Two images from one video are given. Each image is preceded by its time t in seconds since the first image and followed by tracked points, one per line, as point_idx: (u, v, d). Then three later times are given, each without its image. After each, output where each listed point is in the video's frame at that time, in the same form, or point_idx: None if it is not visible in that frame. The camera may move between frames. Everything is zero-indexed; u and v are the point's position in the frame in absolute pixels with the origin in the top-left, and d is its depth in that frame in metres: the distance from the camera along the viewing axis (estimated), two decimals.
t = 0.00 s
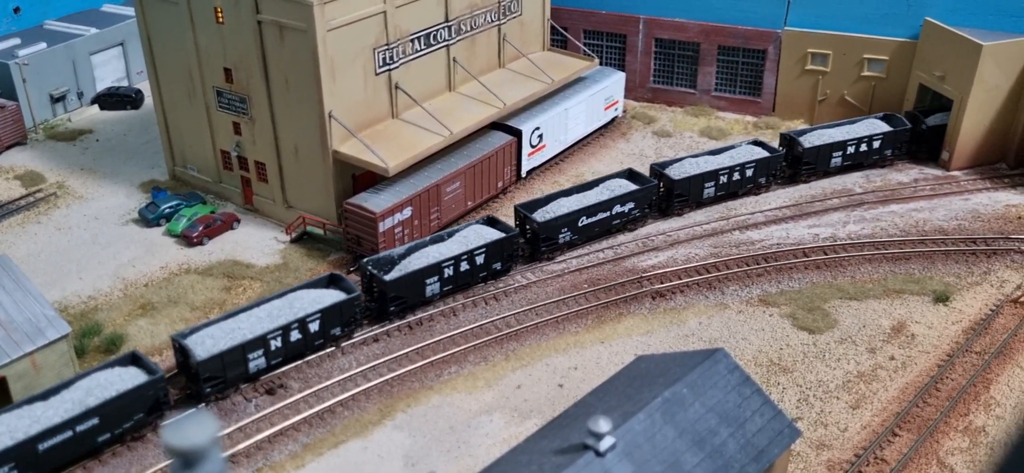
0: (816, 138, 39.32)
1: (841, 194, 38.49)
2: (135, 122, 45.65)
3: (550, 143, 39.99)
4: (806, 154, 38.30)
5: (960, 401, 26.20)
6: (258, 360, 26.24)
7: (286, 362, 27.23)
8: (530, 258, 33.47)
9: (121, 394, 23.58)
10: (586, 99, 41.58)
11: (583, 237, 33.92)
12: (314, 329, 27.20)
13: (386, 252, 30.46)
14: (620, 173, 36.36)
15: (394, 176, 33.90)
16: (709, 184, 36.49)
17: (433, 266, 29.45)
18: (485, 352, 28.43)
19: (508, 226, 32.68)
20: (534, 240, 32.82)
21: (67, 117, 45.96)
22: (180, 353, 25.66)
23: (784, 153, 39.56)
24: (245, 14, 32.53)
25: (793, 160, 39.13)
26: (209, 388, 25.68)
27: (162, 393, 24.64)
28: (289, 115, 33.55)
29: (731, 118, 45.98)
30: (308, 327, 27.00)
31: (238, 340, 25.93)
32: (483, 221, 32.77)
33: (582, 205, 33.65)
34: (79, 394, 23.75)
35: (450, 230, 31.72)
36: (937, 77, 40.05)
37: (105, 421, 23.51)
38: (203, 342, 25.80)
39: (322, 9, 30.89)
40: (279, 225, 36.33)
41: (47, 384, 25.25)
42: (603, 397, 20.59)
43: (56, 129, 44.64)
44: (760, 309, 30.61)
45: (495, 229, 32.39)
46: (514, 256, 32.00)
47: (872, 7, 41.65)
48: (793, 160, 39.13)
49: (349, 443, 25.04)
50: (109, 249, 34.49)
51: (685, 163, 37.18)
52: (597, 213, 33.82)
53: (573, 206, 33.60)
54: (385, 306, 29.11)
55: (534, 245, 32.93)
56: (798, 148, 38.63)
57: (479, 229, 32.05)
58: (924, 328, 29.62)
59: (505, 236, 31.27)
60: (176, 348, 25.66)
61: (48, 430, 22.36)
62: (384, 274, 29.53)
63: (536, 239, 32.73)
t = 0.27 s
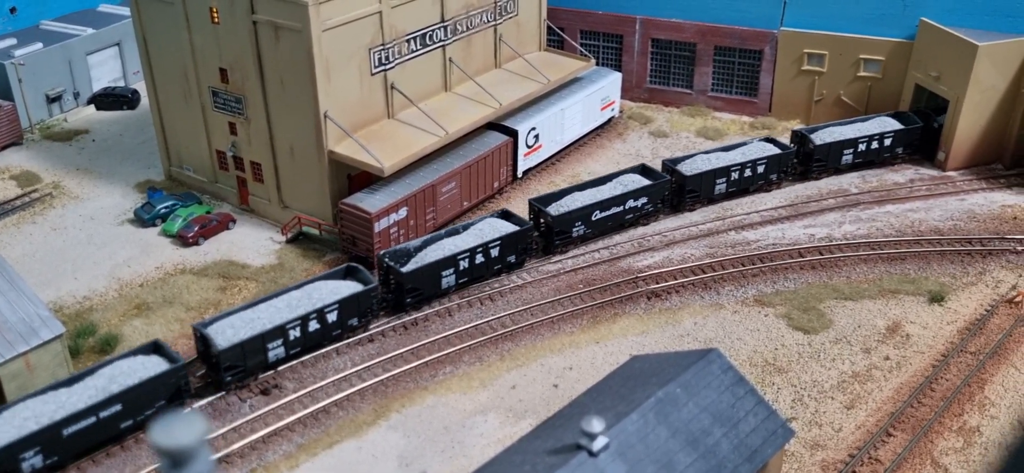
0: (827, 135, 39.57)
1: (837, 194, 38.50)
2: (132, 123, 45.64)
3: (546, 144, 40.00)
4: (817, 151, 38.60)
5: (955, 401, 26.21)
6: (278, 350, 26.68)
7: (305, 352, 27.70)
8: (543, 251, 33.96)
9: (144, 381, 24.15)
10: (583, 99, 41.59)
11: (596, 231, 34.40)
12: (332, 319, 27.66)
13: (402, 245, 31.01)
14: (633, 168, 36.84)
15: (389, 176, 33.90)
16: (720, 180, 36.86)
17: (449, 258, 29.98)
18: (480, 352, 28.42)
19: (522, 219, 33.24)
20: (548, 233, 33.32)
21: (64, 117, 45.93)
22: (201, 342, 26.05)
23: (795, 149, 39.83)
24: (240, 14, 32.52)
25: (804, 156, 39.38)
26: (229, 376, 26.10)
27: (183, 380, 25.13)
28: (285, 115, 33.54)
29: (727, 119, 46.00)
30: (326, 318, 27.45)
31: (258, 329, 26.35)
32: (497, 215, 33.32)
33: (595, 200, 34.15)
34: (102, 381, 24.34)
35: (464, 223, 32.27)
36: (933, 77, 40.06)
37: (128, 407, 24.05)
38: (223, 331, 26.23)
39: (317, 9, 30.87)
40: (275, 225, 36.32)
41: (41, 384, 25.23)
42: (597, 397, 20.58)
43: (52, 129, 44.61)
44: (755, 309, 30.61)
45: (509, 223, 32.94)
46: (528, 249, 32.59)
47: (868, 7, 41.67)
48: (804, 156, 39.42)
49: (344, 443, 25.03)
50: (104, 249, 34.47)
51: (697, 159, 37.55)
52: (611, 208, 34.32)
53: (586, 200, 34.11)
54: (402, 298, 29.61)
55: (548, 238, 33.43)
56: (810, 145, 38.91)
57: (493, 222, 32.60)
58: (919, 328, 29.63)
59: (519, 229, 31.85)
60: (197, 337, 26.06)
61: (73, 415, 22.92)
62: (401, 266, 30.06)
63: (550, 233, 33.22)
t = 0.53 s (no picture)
0: (842, 133, 40.00)
1: (836, 195, 38.65)
2: (133, 123, 45.77)
3: (546, 144, 40.14)
4: (831, 149, 39.09)
5: (954, 400, 26.34)
6: (303, 339, 27.27)
7: (330, 342, 28.29)
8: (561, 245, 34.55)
9: (177, 368, 24.84)
10: (583, 100, 41.73)
11: (614, 226, 34.97)
12: (356, 310, 28.22)
13: (423, 239, 31.59)
14: (650, 165, 37.42)
15: (391, 177, 34.02)
16: (736, 178, 37.36)
17: (470, 251, 30.52)
18: (481, 352, 28.54)
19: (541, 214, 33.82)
20: (567, 228, 33.91)
21: (65, 118, 46.06)
22: (229, 330, 26.69)
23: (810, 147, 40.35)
24: (242, 15, 32.65)
25: (818, 154, 39.90)
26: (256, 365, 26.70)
27: (214, 369, 25.73)
28: (287, 116, 33.66)
29: (727, 120, 46.15)
30: (351, 308, 28.02)
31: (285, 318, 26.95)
32: (517, 210, 33.90)
33: (613, 195, 34.75)
34: (136, 368, 25.01)
35: (484, 218, 32.84)
36: (932, 78, 40.22)
37: (161, 393, 24.69)
38: (251, 320, 26.85)
39: (319, 10, 31.00)
40: (277, 225, 36.44)
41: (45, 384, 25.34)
42: (598, 396, 20.72)
43: (54, 130, 44.74)
44: (755, 309, 30.74)
45: (529, 217, 33.50)
46: (547, 243, 33.17)
47: (868, 8, 41.82)
48: (819, 154, 39.92)
49: (346, 442, 25.15)
50: (106, 250, 34.59)
51: (713, 156, 38.08)
52: (628, 203, 34.89)
53: (605, 195, 34.72)
54: (424, 290, 30.14)
55: (566, 232, 34.03)
56: (824, 143, 39.40)
57: (513, 217, 33.16)
58: (918, 328, 29.76)
59: (538, 223, 32.42)
60: (226, 325, 26.71)
61: (108, 400, 23.57)
62: (423, 259, 30.62)
63: (568, 227, 33.80)
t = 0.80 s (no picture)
0: (856, 132, 40.44)
1: (835, 197, 38.78)
2: (134, 126, 45.88)
3: (546, 147, 40.27)
4: (844, 148, 39.56)
5: (952, 402, 26.46)
6: (325, 331, 27.81)
7: (350, 334, 28.82)
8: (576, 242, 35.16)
9: (203, 359, 25.26)
10: (582, 103, 41.88)
11: (628, 223, 35.54)
12: (376, 303, 28.73)
13: (440, 234, 32.12)
14: (665, 163, 37.99)
15: (391, 179, 34.14)
16: (750, 176, 37.85)
17: (487, 247, 31.06)
18: (480, 354, 28.65)
19: (557, 211, 34.39)
20: (582, 224, 34.52)
21: (66, 120, 46.17)
22: (252, 322, 27.22)
23: (824, 146, 40.86)
24: (243, 18, 32.77)
25: (832, 153, 40.40)
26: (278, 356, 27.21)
27: (238, 361, 26.18)
28: (287, 118, 33.78)
29: (726, 122, 46.29)
30: (371, 301, 28.52)
31: (307, 311, 27.49)
32: (532, 206, 34.46)
33: (628, 193, 35.34)
34: (163, 359, 25.49)
35: (500, 214, 33.39)
36: (930, 81, 40.37)
37: (187, 384, 25.15)
38: (274, 312, 27.40)
39: (319, 13, 31.11)
40: (277, 227, 36.56)
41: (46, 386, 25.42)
42: (598, 398, 20.82)
43: (55, 132, 44.85)
44: (754, 312, 30.86)
45: (544, 214, 34.05)
46: (561, 239, 33.76)
47: (866, 11, 41.98)
48: (832, 153, 40.41)
49: (346, 444, 25.27)
50: (107, 252, 34.70)
51: (728, 155, 38.59)
52: (643, 201, 35.44)
53: (620, 193, 35.33)
54: (442, 285, 30.69)
55: (582, 229, 34.64)
56: (838, 142, 39.89)
57: (529, 214, 33.71)
58: (916, 331, 29.89)
59: (553, 220, 32.97)
60: (248, 317, 27.23)
61: (136, 390, 24.04)
62: (441, 254, 31.17)
63: (584, 224, 34.42)
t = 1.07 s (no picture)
0: (869, 131, 40.67)
1: (834, 199, 38.86)
2: (134, 127, 45.96)
3: (546, 148, 40.35)
4: (857, 146, 39.82)
5: (950, 403, 26.52)
6: (345, 324, 28.35)
7: (370, 327, 29.35)
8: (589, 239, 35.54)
9: (228, 350, 25.73)
10: (582, 104, 41.95)
11: (643, 220, 35.91)
12: (396, 297, 29.26)
13: (457, 231, 32.64)
14: (679, 161, 38.35)
15: (391, 181, 34.21)
16: (763, 175, 38.18)
17: (503, 243, 31.57)
18: (480, 355, 28.72)
19: (572, 207, 34.82)
20: (597, 222, 34.93)
21: (67, 122, 46.25)
22: (275, 314, 27.80)
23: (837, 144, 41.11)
24: (243, 20, 32.84)
25: (845, 152, 40.66)
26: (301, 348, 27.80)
27: (261, 351, 26.62)
28: (288, 120, 33.86)
29: (725, 123, 46.38)
30: (390, 295, 29.06)
31: (328, 304, 28.04)
32: (547, 203, 34.94)
33: (642, 190, 35.69)
34: (189, 350, 26.00)
35: (515, 211, 33.88)
36: (929, 83, 40.46)
37: (212, 374, 25.62)
38: (296, 305, 27.97)
39: (319, 15, 31.19)
40: (277, 229, 36.63)
41: (47, 387, 25.49)
42: (597, 399, 20.88)
43: (55, 134, 44.92)
44: (753, 313, 30.92)
45: (559, 211, 34.53)
46: (576, 236, 34.23)
47: (865, 13, 42.08)
48: (845, 151, 40.67)
49: (347, 445, 25.33)
50: (108, 253, 34.78)
51: (741, 153, 38.92)
52: (657, 198, 35.80)
53: (634, 190, 35.68)
54: (459, 281, 31.21)
55: (596, 226, 35.02)
56: (851, 140, 40.16)
57: (544, 210, 34.19)
58: (915, 332, 29.95)
59: (568, 216, 33.45)
60: (271, 309, 27.83)
61: (163, 379, 24.54)
62: (458, 250, 31.67)
63: (599, 221, 34.79)
